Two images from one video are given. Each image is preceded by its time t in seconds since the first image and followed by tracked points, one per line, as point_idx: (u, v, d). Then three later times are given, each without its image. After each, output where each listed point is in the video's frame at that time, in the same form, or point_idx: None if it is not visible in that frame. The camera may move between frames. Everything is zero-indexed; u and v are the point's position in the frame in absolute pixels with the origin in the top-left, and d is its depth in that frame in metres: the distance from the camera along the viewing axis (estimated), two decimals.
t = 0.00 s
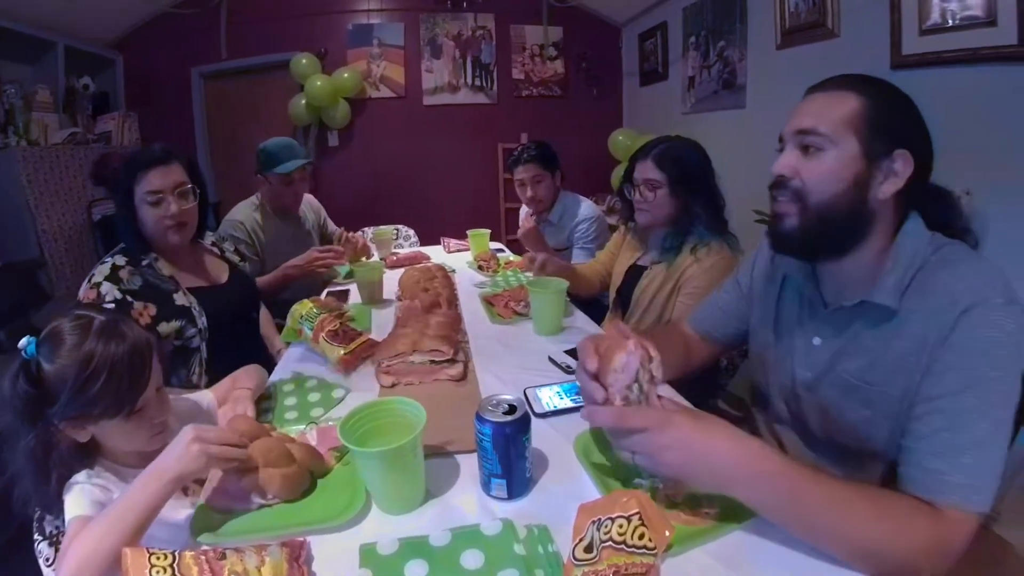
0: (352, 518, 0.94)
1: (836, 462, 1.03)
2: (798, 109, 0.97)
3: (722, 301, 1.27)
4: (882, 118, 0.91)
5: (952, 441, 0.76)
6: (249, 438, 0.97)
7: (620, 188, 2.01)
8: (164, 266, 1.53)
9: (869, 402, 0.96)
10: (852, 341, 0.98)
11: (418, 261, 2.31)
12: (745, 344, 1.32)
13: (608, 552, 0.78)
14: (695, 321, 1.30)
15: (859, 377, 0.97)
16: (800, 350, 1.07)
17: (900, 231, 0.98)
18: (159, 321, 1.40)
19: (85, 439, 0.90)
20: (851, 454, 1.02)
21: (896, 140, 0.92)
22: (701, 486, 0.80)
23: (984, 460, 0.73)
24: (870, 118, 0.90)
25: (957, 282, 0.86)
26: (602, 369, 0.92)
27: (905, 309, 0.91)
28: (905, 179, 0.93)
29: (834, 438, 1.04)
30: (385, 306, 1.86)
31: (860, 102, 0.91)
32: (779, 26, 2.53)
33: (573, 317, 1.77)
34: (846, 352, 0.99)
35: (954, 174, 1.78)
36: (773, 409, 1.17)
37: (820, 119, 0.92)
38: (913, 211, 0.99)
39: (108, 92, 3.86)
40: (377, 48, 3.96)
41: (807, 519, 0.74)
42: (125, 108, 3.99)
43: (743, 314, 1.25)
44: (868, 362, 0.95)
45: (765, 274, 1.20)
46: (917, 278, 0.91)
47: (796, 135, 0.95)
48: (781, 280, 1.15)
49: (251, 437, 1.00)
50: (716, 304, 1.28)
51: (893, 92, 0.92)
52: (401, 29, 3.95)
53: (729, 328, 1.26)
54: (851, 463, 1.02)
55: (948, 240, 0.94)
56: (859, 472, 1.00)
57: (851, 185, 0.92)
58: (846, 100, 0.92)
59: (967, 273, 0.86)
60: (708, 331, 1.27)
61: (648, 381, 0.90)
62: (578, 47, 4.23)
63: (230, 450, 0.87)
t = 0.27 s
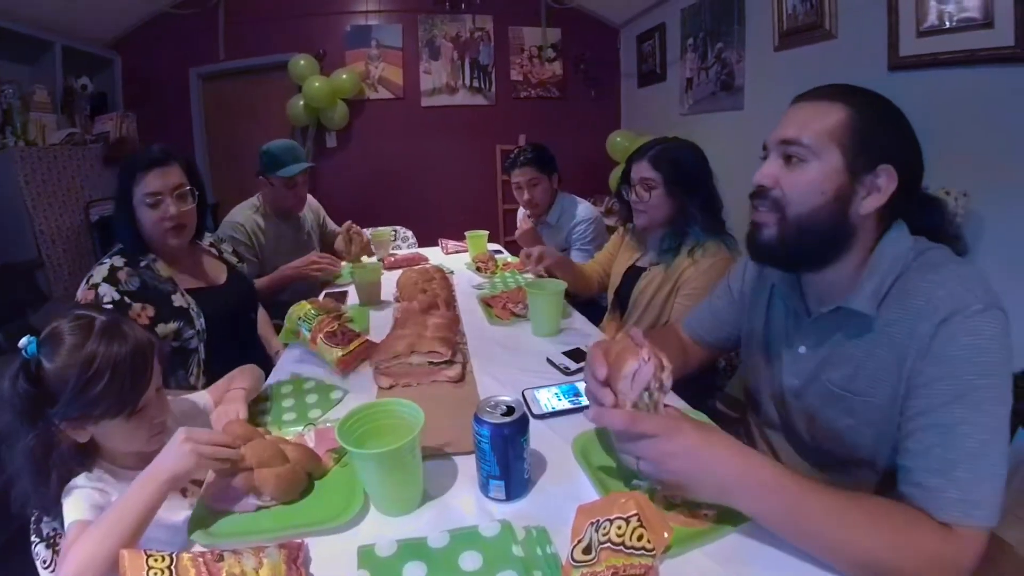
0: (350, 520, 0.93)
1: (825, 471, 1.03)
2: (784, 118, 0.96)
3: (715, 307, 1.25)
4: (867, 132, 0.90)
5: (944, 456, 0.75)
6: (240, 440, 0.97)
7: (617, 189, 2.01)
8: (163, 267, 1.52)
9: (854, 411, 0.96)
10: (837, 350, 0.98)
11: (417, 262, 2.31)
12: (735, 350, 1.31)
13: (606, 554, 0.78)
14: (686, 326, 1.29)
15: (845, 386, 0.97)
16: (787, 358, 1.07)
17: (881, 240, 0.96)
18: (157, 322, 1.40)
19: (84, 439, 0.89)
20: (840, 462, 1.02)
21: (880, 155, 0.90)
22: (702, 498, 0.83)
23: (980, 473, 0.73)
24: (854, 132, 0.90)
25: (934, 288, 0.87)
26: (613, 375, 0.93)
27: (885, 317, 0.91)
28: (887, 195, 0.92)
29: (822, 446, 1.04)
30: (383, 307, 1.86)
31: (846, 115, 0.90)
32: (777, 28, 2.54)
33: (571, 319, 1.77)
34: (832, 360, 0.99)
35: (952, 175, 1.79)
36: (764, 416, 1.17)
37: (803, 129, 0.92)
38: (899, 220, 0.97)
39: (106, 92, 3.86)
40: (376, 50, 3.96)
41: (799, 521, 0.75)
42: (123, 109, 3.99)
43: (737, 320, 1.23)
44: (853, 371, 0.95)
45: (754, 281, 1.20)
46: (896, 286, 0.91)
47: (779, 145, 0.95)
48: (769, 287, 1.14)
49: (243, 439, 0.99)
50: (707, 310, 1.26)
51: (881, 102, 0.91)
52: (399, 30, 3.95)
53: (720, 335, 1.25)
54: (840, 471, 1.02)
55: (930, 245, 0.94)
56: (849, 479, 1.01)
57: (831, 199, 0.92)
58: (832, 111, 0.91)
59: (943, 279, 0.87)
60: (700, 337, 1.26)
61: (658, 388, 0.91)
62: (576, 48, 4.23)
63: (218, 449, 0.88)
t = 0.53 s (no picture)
0: (348, 520, 0.93)
1: (820, 478, 1.03)
2: (767, 134, 0.96)
3: (712, 310, 1.24)
4: (848, 147, 0.89)
5: (942, 463, 0.75)
6: (236, 441, 0.97)
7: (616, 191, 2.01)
8: (163, 267, 1.52)
9: (845, 418, 0.95)
10: (828, 357, 0.98)
11: (416, 263, 2.31)
12: (732, 353, 1.31)
13: (605, 555, 0.78)
14: (684, 330, 1.28)
15: (836, 393, 0.96)
16: (779, 365, 1.07)
17: (872, 250, 0.96)
18: (156, 321, 1.40)
19: (82, 437, 0.89)
20: (831, 468, 1.02)
21: (862, 169, 0.90)
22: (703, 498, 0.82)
23: (981, 475, 0.73)
24: (836, 148, 0.89)
25: (922, 296, 0.87)
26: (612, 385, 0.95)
27: (874, 326, 0.91)
28: (872, 209, 0.92)
29: (813, 452, 1.04)
30: (383, 308, 1.86)
31: (826, 131, 0.90)
32: (778, 32, 2.55)
33: (570, 321, 1.77)
34: (824, 367, 0.98)
35: (953, 179, 1.79)
36: (756, 422, 1.17)
37: (784, 146, 0.92)
38: (890, 230, 0.97)
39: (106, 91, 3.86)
40: (376, 51, 3.97)
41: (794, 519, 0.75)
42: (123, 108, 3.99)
43: (734, 324, 1.23)
44: (843, 380, 0.95)
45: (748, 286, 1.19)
46: (886, 295, 0.91)
47: (762, 162, 0.95)
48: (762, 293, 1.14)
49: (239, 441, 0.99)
50: (704, 313, 1.26)
51: (866, 114, 0.91)
52: (400, 32, 3.96)
53: (717, 339, 1.25)
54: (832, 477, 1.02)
55: (919, 252, 0.93)
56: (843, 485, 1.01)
57: (812, 214, 0.92)
58: (813, 127, 0.91)
59: (930, 287, 0.87)
60: (698, 340, 1.26)
61: (654, 395, 0.89)
62: (577, 50, 4.24)
63: (216, 449, 0.87)
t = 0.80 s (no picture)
0: (354, 519, 0.93)
1: (827, 491, 1.01)
2: (775, 145, 0.95)
3: (723, 315, 1.23)
4: (857, 157, 0.88)
5: (955, 483, 0.74)
6: (243, 438, 0.98)
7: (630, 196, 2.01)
8: (177, 263, 1.54)
9: (853, 432, 0.94)
10: (837, 368, 0.96)
11: (428, 264, 2.32)
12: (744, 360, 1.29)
13: (610, 561, 0.78)
14: (694, 336, 1.27)
15: (844, 406, 0.94)
16: (788, 375, 1.05)
17: (881, 262, 0.94)
18: (169, 317, 1.42)
19: (93, 429, 0.90)
20: (837, 482, 1.00)
21: (871, 179, 0.89)
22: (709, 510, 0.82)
23: (993, 497, 0.72)
24: (844, 158, 0.88)
25: (936, 310, 0.85)
26: (625, 385, 0.95)
27: (886, 339, 0.89)
28: (882, 219, 0.91)
29: (818, 465, 1.02)
30: (394, 308, 1.87)
31: (834, 140, 0.89)
32: (793, 36, 2.52)
33: (581, 324, 1.77)
34: (832, 378, 0.96)
35: (971, 186, 1.76)
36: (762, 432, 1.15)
37: (792, 158, 0.91)
38: (902, 238, 0.95)
39: (125, 90, 3.93)
40: (391, 52, 4.00)
41: (801, 531, 0.74)
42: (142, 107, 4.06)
43: (745, 332, 1.21)
44: (853, 392, 0.93)
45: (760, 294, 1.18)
46: (899, 308, 0.89)
47: (770, 174, 0.94)
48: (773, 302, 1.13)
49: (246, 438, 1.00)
50: (714, 320, 1.25)
51: (878, 124, 0.90)
52: (415, 33, 3.98)
53: (727, 347, 1.23)
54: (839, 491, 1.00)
55: (934, 264, 0.92)
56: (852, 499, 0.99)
57: (822, 228, 0.91)
58: (821, 137, 0.89)
59: (946, 301, 0.85)
60: (708, 347, 1.25)
61: (668, 398, 0.90)
62: (591, 53, 4.23)
63: (222, 445, 0.88)
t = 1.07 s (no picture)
0: (365, 516, 0.94)
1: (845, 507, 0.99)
2: (802, 155, 0.93)
3: (741, 324, 1.21)
4: (888, 168, 0.86)
5: (975, 500, 0.72)
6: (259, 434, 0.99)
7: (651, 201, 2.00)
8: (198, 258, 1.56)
9: (873, 447, 0.91)
10: (860, 381, 0.94)
11: (447, 265, 2.33)
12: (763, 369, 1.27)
13: (620, 568, 0.77)
14: (712, 343, 1.25)
15: (864, 420, 0.92)
16: (808, 386, 1.03)
17: (910, 274, 0.92)
18: (190, 311, 1.45)
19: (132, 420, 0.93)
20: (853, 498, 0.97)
21: (903, 192, 0.87)
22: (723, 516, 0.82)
23: (1016, 517, 0.70)
24: (875, 168, 0.86)
25: (966, 324, 0.83)
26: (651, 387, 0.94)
27: (913, 354, 0.87)
28: (913, 231, 0.89)
29: (833, 480, 1.00)
30: (412, 308, 1.88)
31: (865, 150, 0.87)
32: (816, 40, 2.48)
33: (598, 329, 1.76)
34: (854, 391, 0.94)
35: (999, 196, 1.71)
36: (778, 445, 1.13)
37: (821, 168, 0.89)
38: (930, 249, 0.93)
39: (151, 88, 4.01)
40: (414, 54, 4.03)
41: (834, 553, 0.73)
42: (168, 105, 4.15)
43: (765, 341, 1.19)
44: (875, 406, 0.91)
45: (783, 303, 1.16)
46: (927, 321, 0.87)
47: (797, 184, 0.92)
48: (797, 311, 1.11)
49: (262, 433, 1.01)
50: (733, 327, 1.23)
51: (909, 134, 0.88)
52: (437, 35, 4.01)
53: (746, 354, 1.21)
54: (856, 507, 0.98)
55: (964, 278, 0.89)
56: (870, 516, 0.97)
57: (853, 240, 0.89)
58: (851, 146, 0.87)
59: (976, 315, 0.83)
60: (726, 354, 1.23)
61: (693, 396, 0.88)
62: (613, 57, 4.22)
63: (238, 441, 0.89)
